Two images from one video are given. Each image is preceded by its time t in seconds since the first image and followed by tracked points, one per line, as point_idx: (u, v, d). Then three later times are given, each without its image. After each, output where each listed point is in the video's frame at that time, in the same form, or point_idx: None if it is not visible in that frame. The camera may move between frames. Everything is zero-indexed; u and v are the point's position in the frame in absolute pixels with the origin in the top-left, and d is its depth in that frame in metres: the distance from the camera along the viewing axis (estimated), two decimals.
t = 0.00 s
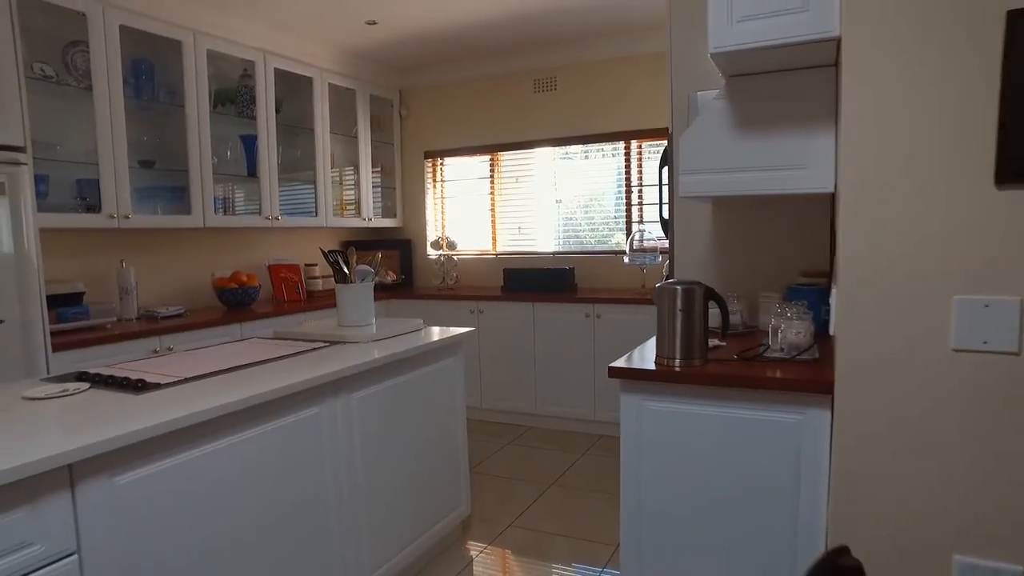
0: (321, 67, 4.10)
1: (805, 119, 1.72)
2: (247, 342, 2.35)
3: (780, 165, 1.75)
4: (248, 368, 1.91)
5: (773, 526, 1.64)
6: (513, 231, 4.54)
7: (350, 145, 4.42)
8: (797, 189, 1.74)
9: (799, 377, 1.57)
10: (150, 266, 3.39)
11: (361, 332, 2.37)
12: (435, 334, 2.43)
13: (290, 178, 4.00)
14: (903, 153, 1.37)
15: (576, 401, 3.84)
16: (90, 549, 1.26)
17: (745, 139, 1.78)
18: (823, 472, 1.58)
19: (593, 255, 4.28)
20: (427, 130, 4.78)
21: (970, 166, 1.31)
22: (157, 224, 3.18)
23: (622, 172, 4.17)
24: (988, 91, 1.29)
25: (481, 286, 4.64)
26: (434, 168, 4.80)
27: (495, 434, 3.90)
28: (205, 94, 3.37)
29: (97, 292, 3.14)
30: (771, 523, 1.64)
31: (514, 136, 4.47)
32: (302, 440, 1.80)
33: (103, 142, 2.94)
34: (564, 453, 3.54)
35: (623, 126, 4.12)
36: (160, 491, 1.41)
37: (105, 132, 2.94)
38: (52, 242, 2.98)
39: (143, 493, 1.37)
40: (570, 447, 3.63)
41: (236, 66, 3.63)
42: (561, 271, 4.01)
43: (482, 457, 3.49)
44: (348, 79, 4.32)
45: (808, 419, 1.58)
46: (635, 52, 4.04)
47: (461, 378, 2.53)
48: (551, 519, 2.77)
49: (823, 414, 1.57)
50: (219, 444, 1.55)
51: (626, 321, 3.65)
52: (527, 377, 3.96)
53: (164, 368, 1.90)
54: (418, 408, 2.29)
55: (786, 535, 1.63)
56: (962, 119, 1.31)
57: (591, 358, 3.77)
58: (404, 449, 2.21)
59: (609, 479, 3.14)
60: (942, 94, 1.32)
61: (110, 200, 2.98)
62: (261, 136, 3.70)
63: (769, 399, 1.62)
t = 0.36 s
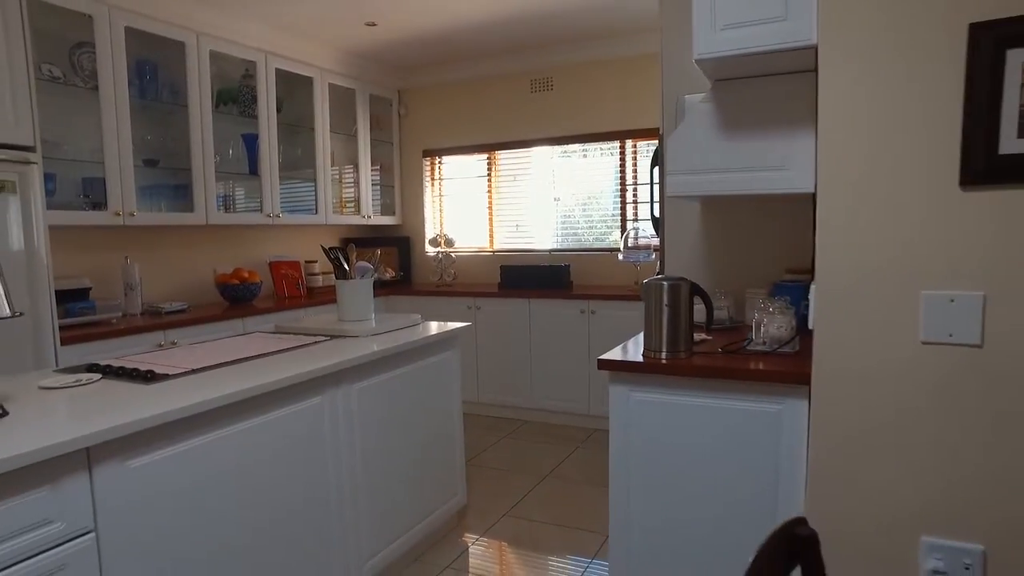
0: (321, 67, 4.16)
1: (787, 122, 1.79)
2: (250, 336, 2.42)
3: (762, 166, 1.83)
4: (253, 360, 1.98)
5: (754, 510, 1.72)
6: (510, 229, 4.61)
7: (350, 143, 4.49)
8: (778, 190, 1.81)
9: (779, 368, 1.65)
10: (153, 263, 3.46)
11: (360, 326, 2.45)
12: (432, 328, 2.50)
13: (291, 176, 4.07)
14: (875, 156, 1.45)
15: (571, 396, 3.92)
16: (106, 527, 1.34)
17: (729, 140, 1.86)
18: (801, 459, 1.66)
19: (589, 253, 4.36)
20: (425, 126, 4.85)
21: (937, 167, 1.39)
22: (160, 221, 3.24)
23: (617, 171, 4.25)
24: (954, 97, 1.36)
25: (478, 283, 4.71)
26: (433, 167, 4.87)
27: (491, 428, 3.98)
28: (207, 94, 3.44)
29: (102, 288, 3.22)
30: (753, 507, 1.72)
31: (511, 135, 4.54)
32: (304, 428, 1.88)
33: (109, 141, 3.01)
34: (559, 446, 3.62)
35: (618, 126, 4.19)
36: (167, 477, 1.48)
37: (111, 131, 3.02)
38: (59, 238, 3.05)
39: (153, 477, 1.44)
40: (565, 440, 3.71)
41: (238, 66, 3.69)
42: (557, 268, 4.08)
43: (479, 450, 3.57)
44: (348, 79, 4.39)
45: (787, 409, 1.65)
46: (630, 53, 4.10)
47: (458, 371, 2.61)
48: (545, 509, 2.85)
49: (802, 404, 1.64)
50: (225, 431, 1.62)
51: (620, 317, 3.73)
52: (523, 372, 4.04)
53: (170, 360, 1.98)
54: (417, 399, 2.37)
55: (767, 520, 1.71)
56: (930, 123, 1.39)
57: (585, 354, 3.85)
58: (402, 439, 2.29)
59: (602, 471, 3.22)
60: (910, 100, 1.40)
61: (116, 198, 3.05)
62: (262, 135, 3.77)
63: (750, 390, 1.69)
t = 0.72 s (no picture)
0: (321, 66, 4.21)
1: (772, 121, 1.84)
2: (251, 329, 2.48)
3: (748, 164, 1.87)
4: (253, 352, 2.04)
5: (738, 498, 1.78)
6: (508, 225, 4.66)
7: (350, 140, 4.53)
8: (764, 187, 1.85)
9: (762, 360, 1.70)
10: (155, 258, 3.51)
11: (358, 320, 2.50)
12: (429, 322, 2.56)
13: (291, 173, 4.12)
14: (854, 155, 1.50)
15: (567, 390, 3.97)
16: (112, 509, 1.40)
17: (717, 139, 1.91)
18: (783, 449, 1.71)
19: (586, 249, 4.41)
20: (425, 123, 4.90)
21: (912, 165, 1.44)
22: (162, 217, 3.30)
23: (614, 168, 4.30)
24: (929, 98, 1.41)
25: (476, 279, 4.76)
26: (432, 164, 4.92)
27: (489, 421, 4.04)
28: (209, 92, 3.49)
29: (106, 282, 3.27)
30: (737, 495, 1.77)
31: (509, 133, 4.59)
32: (303, 418, 1.93)
33: (112, 138, 3.06)
34: (554, 439, 3.67)
35: (615, 124, 4.23)
36: (171, 462, 1.54)
37: (114, 129, 3.07)
38: (63, 234, 3.11)
39: (157, 463, 1.50)
40: (560, 433, 3.77)
41: (239, 64, 3.74)
42: (555, 264, 4.13)
43: (476, 443, 3.62)
44: (348, 77, 4.43)
45: (771, 400, 1.71)
46: (626, 51, 4.15)
47: (454, 364, 2.66)
48: (540, 500, 2.90)
49: (784, 395, 1.70)
50: (227, 418, 1.68)
51: (616, 312, 3.78)
52: (521, 366, 4.09)
53: (173, 352, 2.03)
54: (414, 391, 2.43)
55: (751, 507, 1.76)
56: (905, 123, 1.44)
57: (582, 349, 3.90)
58: (399, 429, 2.34)
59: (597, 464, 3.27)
60: (888, 100, 1.45)
61: (118, 194, 3.10)
62: (263, 132, 3.82)
63: (735, 381, 1.75)
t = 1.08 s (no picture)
0: (336, 63, 4.28)
1: (773, 118, 1.87)
2: (266, 320, 2.56)
3: (749, 161, 1.90)
4: (268, 342, 2.11)
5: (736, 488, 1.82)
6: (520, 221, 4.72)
7: (364, 136, 4.60)
8: (765, 184, 1.88)
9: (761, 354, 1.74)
10: (175, 252, 3.61)
11: (370, 313, 2.57)
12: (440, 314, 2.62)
13: (307, 169, 4.19)
14: (850, 151, 1.53)
15: (577, 384, 4.02)
16: (133, 488, 1.47)
17: (719, 136, 1.94)
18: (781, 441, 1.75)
19: (597, 245, 4.45)
20: (438, 120, 4.96)
21: (908, 162, 1.47)
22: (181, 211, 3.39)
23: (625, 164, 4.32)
24: (925, 95, 1.44)
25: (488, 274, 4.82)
26: (445, 160, 4.97)
27: (500, 414, 4.10)
28: (226, 90, 3.57)
29: (127, 275, 3.37)
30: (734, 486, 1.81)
31: (521, 130, 4.63)
32: (316, 406, 2.00)
33: (133, 135, 3.15)
34: (563, 432, 3.72)
35: (625, 120, 4.26)
36: (188, 446, 1.61)
37: (135, 126, 3.16)
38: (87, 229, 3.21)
39: (175, 445, 1.57)
40: (570, 427, 3.82)
41: (255, 62, 3.81)
42: (566, 260, 4.17)
43: (486, 435, 3.68)
44: (362, 75, 4.50)
45: (769, 393, 1.74)
46: (637, 48, 4.17)
47: (463, 356, 2.72)
48: (547, 491, 2.96)
49: (782, 388, 1.73)
50: (242, 405, 1.75)
51: (625, 307, 3.81)
52: (531, 361, 4.14)
53: (191, 341, 2.11)
54: (423, 382, 2.49)
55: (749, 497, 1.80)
56: (900, 121, 1.47)
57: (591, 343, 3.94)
58: (409, 419, 2.41)
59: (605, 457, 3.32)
60: (884, 98, 1.48)
61: (139, 190, 3.19)
62: (279, 129, 3.90)
63: (734, 374, 1.78)
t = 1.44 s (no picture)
0: (376, 63, 4.39)
1: (802, 116, 1.88)
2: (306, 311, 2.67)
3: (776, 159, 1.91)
4: (307, 332, 2.21)
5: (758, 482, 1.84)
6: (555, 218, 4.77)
7: (402, 134, 4.71)
8: (791, 182, 1.89)
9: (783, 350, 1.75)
10: (221, 246, 3.77)
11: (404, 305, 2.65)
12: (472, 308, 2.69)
13: (347, 166, 4.32)
14: (875, 150, 1.54)
15: (609, 380, 4.05)
16: (182, 464, 1.59)
17: (747, 134, 1.96)
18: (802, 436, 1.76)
19: (631, 242, 4.46)
20: (475, 119, 5.03)
21: (933, 160, 1.47)
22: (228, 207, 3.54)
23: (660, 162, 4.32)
24: (951, 94, 1.44)
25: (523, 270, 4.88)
26: (482, 158, 5.05)
27: (532, 408, 4.16)
28: (270, 91, 3.71)
29: (178, 268, 3.55)
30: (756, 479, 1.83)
31: (557, 127, 4.67)
32: (351, 393, 2.09)
33: (183, 135, 3.31)
34: (594, 427, 3.76)
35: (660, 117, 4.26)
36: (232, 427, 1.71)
37: (185, 126, 3.31)
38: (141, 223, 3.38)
39: (220, 426, 1.68)
40: (601, 422, 3.85)
41: (298, 63, 3.94)
42: (600, 257, 4.20)
43: (518, 428, 3.75)
44: (401, 74, 4.60)
45: (792, 389, 1.76)
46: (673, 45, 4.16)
47: (495, 349, 2.78)
48: (576, 484, 3.01)
49: (805, 384, 1.75)
50: (282, 390, 1.85)
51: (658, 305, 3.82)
52: (564, 356, 4.19)
53: (236, 330, 2.23)
54: (455, 373, 2.56)
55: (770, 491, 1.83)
56: (926, 118, 1.47)
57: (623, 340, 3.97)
58: (440, 409, 2.49)
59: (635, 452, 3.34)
60: (909, 96, 1.48)
61: (188, 186, 3.35)
62: (320, 128, 4.02)
63: (757, 369, 1.81)
